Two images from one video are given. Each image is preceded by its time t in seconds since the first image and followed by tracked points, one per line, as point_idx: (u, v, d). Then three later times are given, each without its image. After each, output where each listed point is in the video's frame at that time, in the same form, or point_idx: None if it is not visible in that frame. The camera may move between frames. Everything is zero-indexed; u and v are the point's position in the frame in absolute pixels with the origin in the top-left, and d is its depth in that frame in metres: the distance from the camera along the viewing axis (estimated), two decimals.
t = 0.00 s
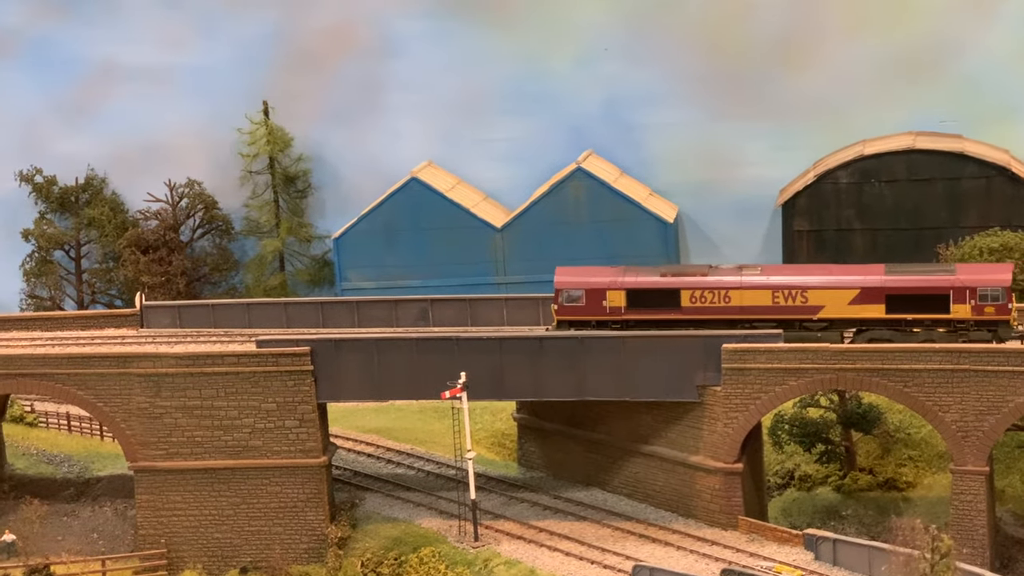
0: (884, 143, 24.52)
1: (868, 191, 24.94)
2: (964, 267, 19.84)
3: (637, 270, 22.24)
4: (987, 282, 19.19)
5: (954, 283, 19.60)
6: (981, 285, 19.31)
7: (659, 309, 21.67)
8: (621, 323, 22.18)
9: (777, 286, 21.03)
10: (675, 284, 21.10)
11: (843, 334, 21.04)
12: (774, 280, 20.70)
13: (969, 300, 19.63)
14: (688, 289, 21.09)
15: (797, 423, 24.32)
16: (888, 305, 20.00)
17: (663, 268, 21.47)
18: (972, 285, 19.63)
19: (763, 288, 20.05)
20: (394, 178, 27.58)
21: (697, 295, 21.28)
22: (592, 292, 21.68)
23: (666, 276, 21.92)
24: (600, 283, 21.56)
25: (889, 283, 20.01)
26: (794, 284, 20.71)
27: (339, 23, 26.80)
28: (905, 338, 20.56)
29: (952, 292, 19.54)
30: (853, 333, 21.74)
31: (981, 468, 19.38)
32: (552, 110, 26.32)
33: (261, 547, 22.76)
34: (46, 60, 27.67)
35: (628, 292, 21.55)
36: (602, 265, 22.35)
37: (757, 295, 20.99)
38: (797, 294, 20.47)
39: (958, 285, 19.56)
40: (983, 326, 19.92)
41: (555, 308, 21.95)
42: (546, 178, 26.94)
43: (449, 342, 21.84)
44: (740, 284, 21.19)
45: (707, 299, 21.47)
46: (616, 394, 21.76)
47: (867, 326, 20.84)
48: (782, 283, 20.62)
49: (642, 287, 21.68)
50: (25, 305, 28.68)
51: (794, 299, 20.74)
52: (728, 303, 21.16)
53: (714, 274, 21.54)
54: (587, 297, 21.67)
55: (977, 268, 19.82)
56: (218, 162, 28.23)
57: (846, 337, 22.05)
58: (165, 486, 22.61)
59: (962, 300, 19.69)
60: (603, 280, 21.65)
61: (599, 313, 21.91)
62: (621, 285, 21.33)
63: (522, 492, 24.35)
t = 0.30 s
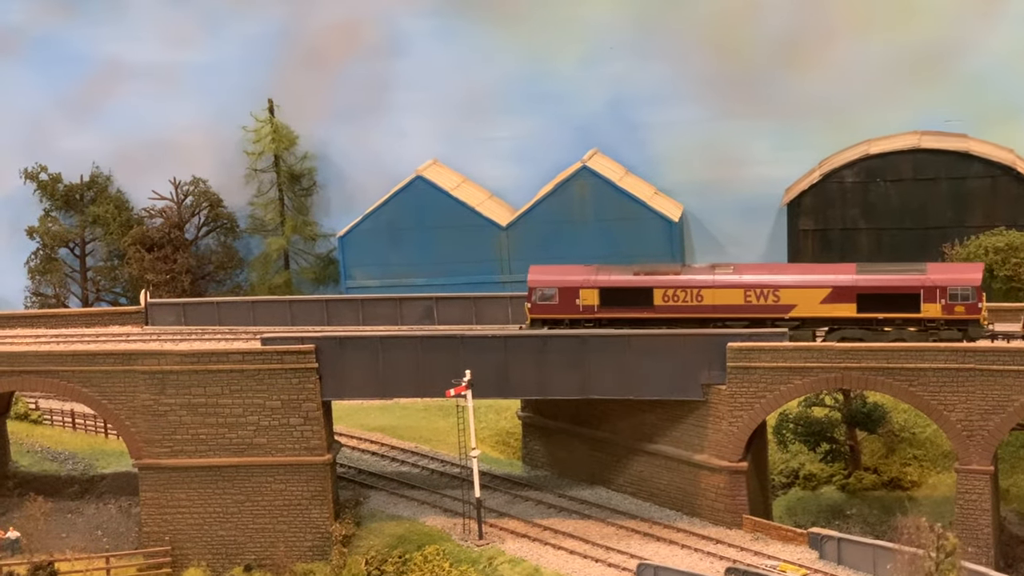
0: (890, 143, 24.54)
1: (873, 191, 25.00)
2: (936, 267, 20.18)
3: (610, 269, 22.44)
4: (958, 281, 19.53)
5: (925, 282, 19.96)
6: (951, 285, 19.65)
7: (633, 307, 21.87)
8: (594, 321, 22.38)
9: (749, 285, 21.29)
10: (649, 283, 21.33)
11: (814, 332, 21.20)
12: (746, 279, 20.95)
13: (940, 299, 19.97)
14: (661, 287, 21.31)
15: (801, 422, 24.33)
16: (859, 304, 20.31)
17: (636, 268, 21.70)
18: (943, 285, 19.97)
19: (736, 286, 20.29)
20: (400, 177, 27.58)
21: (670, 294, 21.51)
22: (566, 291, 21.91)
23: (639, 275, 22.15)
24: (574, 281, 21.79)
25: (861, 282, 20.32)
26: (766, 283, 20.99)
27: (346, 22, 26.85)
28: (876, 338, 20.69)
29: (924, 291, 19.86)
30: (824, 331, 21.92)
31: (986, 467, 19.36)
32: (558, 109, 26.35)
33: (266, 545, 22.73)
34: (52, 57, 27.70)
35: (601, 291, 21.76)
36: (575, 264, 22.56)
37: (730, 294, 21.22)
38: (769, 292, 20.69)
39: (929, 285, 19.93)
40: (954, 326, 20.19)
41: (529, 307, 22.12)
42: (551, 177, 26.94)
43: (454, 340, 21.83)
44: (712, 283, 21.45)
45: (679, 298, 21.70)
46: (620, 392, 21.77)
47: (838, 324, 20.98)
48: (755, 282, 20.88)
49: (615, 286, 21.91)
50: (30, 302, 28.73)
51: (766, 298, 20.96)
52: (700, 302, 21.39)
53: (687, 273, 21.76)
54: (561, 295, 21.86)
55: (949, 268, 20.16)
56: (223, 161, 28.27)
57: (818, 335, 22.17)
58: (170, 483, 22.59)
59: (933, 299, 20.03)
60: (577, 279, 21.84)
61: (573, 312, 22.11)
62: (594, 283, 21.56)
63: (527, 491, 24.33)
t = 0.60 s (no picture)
0: (894, 138, 24.56)
1: (877, 185, 25.02)
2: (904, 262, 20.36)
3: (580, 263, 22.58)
4: (926, 275, 19.71)
5: (894, 276, 20.13)
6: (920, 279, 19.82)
7: (603, 301, 22.01)
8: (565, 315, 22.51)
9: (719, 279, 21.44)
10: (619, 276, 21.44)
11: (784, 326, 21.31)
12: (716, 273, 21.10)
13: (908, 293, 20.15)
14: (631, 281, 21.44)
15: (805, 416, 24.40)
16: (828, 297, 20.46)
17: (607, 262, 21.83)
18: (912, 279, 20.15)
19: (706, 280, 20.42)
20: (404, 171, 27.57)
21: (640, 288, 21.65)
22: (536, 285, 22.04)
23: (609, 269, 22.28)
24: (544, 275, 21.91)
25: (830, 276, 20.48)
26: (735, 277, 21.14)
27: (350, 16, 26.85)
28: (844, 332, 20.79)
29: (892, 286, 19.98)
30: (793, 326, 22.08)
31: (990, 462, 19.31)
32: (562, 103, 26.36)
33: (269, 538, 22.70)
34: (56, 51, 27.71)
35: (572, 285, 21.89)
36: (546, 258, 22.66)
37: (700, 288, 21.36)
38: (738, 286, 20.85)
39: (897, 279, 20.09)
40: (922, 321, 20.32)
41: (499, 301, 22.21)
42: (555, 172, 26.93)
43: (458, 334, 21.79)
44: (683, 277, 21.58)
45: (649, 291, 21.82)
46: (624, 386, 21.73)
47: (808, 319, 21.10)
48: (724, 275, 21.02)
49: (586, 280, 22.05)
50: (33, 296, 28.74)
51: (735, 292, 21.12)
52: (670, 296, 21.53)
53: (658, 267, 21.89)
54: (532, 289, 21.97)
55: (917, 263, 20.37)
56: (227, 154, 28.26)
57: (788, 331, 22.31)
58: (173, 476, 22.57)
59: (901, 294, 20.19)
60: (547, 273, 21.95)
61: (543, 306, 22.22)
62: (565, 277, 21.69)
63: (530, 485, 24.32)
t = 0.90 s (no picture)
0: (896, 133, 24.59)
1: (879, 180, 24.99)
2: (872, 256, 20.55)
3: (551, 257, 22.67)
4: (894, 269, 19.92)
5: (863, 271, 20.28)
6: (888, 273, 20.03)
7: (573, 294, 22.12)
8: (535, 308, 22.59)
9: (688, 273, 21.60)
10: (589, 270, 21.54)
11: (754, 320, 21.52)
12: (686, 267, 21.27)
13: (875, 287, 20.37)
14: (602, 275, 21.55)
15: (807, 411, 24.36)
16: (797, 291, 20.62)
17: (577, 256, 21.96)
18: (879, 273, 20.34)
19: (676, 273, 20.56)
20: (407, 165, 27.56)
21: (610, 282, 21.76)
22: (507, 279, 22.12)
23: (579, 263, 22.41)
24: (515, 269, 22.02)
25: (799, 270, 20.64)
26: (705, 271, 21.32)
27: (353, 10, 26.82)
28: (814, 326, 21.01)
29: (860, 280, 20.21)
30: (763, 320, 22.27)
31: (992, 456, 19.30)
32: (564, 98, 26.35)
33: (271, 531, 22.72)
34: (57, 44, 27.68)
35: (542, 278, 22.01)
36: (516, 253, 22.74)
37: (669, 281, 21.51)
38: (708, 280, 21.00)
39: (865, 273, 20.28)
40: (890, 314, 20.57)
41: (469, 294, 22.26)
42: (557, 166, 26.91)
43: (460, 327, 21.81)
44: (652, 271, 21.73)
45: (619, 285, 21.93)
46: (626, 379, 21.75)
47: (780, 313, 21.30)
48: (694, 269, 21.19)
49: (557, 274, 22.17)
50: (35, 289, 28.80)
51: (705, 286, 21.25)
52: (640, 289, 21.66)
53: (628, 262, 22.02)
54: (503, 283, 22.04)
55: (885, 256, 20.59)
56: (229, 149, 28.25)
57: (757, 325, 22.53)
58: (175, 469, 22.57)
59: (869, 287, 20.40)
60: (518, 267, 22.02)
61: (514, 299, 22.30)
62: (536, 270, 21.80)
63: (532, 479, 24.32)
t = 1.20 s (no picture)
0: (905, 130, 24.55)
1: (888, 177, 24.99)
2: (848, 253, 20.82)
3: (528, 254, 22.78)
4: (869, 266, 20.20)
5: (837, 268, 20.55)
6: (862, 270, 20.31)
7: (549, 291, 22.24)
8: (512, 305, 22.70)
9: (664, 270, 21.78)
10: (565, 266, 21.65)
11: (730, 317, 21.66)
12: (662, 264, 21.47)
13: (850, 284, 20.66)
14: (578, 271, 21.67)
15: (815, 408, 24.35)
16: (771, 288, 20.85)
17: (553, 252, 22.12)
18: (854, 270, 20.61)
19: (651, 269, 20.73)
20: (415, 162, 27.58)
21: (586, 278, 21.93)
22: (484, 275, 22.26)
23: (556, 260, 22.56)
24: (492, 265, 22.17)
25: (773, 266, 20.77)
26: (680, 267, 21.51)
27: (362, 7, 26.85)
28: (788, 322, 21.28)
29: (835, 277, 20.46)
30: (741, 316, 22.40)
31: (1001, 454, 19.26)
32: (572, 95, 26.36)
33: (280, 527, 22.73)
34: (66, 40, 27.71)
35: (519, 275, 22.17)
36: (493, 249, 22.89)
37: (645, 278, 21.69)
38: (683, 276, 21.13)
39: (840, 271, 20.55)
40: (864, 311, 20.87)
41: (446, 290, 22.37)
42: (565, 163, 26.92)
43: (469, 323, 21.79)
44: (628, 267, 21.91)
45: (595, 282, 22.05)
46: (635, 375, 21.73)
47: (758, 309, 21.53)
48: (669, 266, 21.38)
49: (533, 270, 22.31)
50: (44, 285, 28.85)
51: (680, 282, 21.37)
52: (616, 286, 21.83)
53: (604, 259, 22.21)
54: (479, 279, 22.16)
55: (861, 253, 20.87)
56: (238, 146, 28.29)
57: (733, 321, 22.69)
58: (184, 465, 22.59)
59: (844, 284, 20.69)
60: (495, 263, 22.14)
61: (491, 296, 22.42)
62: (512, 266, 21.95)
63: (540, 475, 24.32)
